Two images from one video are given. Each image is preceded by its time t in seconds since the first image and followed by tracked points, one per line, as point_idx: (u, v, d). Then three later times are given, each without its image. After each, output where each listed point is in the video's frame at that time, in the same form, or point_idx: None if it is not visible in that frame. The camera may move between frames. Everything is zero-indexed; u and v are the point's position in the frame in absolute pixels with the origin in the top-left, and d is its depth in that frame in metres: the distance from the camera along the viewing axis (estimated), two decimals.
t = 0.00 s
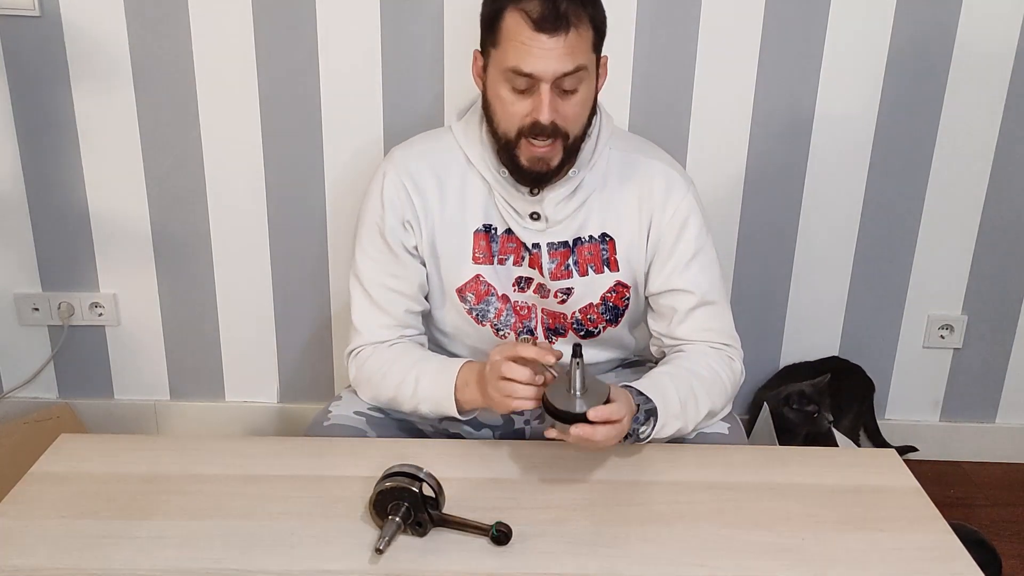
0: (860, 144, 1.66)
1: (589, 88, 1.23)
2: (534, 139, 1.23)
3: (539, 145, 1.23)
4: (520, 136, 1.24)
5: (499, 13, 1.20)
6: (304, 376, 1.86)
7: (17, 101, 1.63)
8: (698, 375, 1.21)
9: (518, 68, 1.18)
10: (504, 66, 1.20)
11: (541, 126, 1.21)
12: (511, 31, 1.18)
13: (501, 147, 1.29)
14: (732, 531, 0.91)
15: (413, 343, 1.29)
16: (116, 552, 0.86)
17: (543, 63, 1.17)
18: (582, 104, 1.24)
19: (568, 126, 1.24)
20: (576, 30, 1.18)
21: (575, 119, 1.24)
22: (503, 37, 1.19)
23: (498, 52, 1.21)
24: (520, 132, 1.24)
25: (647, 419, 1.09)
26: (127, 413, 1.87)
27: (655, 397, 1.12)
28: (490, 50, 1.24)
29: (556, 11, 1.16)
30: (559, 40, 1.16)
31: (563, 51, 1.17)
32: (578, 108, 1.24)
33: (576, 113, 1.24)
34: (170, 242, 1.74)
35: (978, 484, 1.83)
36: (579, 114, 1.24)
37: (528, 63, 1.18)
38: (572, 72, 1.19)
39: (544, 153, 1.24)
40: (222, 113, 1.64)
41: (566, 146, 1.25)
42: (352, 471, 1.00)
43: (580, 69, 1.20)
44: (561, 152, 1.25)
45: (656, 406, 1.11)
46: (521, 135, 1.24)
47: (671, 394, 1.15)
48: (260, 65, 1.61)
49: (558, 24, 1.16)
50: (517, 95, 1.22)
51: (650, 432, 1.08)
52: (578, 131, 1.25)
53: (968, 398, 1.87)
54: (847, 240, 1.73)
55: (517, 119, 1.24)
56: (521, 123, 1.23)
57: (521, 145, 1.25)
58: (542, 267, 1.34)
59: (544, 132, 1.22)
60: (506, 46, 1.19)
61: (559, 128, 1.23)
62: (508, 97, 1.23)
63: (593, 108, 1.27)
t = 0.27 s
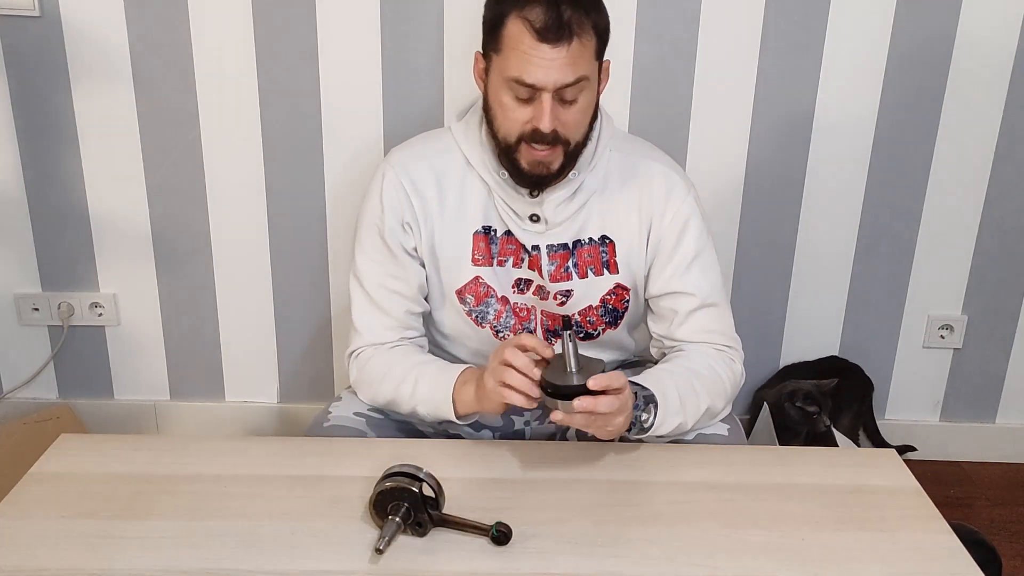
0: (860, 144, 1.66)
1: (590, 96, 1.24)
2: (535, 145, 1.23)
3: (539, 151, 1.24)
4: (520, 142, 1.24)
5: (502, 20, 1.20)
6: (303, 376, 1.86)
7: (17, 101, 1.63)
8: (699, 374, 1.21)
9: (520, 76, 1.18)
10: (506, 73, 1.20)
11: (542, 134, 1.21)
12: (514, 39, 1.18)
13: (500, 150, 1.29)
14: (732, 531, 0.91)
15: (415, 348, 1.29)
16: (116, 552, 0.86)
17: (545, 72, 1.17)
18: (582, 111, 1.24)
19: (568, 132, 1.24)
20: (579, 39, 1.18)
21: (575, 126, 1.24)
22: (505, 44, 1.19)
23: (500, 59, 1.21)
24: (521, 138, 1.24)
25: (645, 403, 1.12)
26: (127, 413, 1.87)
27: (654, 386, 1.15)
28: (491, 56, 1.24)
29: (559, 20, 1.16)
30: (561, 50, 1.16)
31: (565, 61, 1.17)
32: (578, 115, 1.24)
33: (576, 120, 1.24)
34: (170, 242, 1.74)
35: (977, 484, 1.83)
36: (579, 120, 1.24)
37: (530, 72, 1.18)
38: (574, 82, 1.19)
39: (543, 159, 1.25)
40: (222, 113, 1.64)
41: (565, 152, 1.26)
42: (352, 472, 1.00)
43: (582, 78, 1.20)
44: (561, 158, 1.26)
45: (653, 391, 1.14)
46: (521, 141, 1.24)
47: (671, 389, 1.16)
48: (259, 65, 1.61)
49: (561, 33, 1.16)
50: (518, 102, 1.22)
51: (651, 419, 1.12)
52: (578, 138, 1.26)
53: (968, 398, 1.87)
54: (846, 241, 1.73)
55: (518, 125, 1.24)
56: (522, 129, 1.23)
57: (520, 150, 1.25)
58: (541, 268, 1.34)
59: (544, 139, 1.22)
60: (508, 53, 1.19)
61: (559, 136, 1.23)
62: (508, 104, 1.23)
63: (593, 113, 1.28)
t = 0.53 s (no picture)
0: (860, 144, 1.66)
1: (591, 97, 1.24)
2: (536, 145, 1.23)
3: (540, 151, 1.23)
4: (521, 141, 1.24)
5: (507, 18, 1.20)
6: (304, 376, 1.86)
7: (17, 101, 1.63)
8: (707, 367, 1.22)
9: (524, 74, 1.18)
10: (509, 70, 1.20)
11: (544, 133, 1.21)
12: (517, 37, 1.18)
13: (501, 150, 1.28)
14: (732, 531, 0.91)
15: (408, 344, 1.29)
16: (115, 551, 0.86)
17: (549, 70, 1.17)
18: (584, 112, 1.24)
19: (569, 134, 1.24)
20: (583, 40, 1.18)
21: (576, 127, 1.24)
22: (508, 42, 1.19)
23: (503, 56, 1.21)
24: (522, 137, 1.24)
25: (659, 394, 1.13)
26: (127, 413, 1.87)
27: (666, 376, 1.16)
28: (495, 54, 1.23)
29: (565, 19, 1.16)
30: (565, 49, 1.16)
31: (568, 60, 1.17)
32: (579, 116, 1.24)
33: (577, 121, 1.24)
34: (170, 242, 1.74)
35: (977, 484, 1.83)
36: (580, 121, 1.24)
37: (533, 70, 1.17)
38: (576, 82, 1.19)
39: (544, 159, 1.24)
40: (222, 113, 1.64)
41: (566, 153, 1.25)
42: (352, 471, 1.00)
43: (585, 78, 1.20)
44: (561, 159, 1.25)
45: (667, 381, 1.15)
46: (522, 141, 1.24)
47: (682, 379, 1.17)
48: (259, 65, 1.61)
49: (566, 33, 1.16)
50: (520, 101, 1.22)
51: (662, 409, 1.13)
52: (578, 139, 1.25)
53: (968, 398, 1.87)
54: (846, 240, 1.73)
55: (519, 124, 1.23)
56: (523, 129, 1.23)
57: (521, 150, 1.25)
58: (542, 269, 1.34)
59: (546, 139, 1.22)
60: (511, 52, 1.19)
61: (561, 136, 1.23)
62: (510, 102, 1.22)
63: (594, 115, 1.28)
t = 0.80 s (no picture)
0: (860, 143, 1.66)
1: (591, 98, 1.23)
2: (533, 145, 1.23)
3: (536, 151, 1.24)
4: (519, 141, 1.24)
5: (506, 18, 1.20)
6: (304, 376, 1.86)
7: (17, 101, 1.63)
8: (698, 375, 1.21)
9: (522, 75, 1.18)
10: (507, 70, 1.20)
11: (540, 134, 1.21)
12: (516, 37, 1.18)
13: (500, 149, 1.29)
14: (732, 531, 0.91)
15: (404, 335, 1.30)
16: (115, 551, 0.86)
17: (546, 72, 1.17)
18: (582, 113, 1.24)
19: (566, 134, 1.24)
20: (582, 41, 1.17)
21: (574, 127, 1.24)
22: (508, 42, 1.19)
23: (502, 55, 1.21)
24: (519, 136, 1.24)
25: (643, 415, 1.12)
26: (127, 413, 1.87)
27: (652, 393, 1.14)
28: (495, 54, 1.23)
29: (563, 21, 1.16)
30: (563, 51, 1.16)
31: (566, 62, 1.17)
32: (578, 116, 1.24)
33: (575, 122, 1.24)
34: (170, 242, 1.74)
35: (977, 484, 1.83)
36: (578, 122, 1.24)
37: (531, 71, 1.17)
38: (574, 83, 1.19)
39: (540, 159, 1.25)
40: (222, 113, 1.64)
41: (563, 153, 1.26)
42: (352, 471, 1.00)
43: (584, 80, 1.20)
44: (558, 159, 1.26)
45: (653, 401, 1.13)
46: (519, 141, 1.24)
47: (671, 395, 1.16)
48: (259, 65, 1.61)
49: (564, 34, 1.16)
50: (518, 101, 1.22)
51: (645, 429, 1.12)
52: (575, 140, 1.26)
53: (968, 398, 1.87)
54: (846, 240, 1.74)
55: (517, 124, 1.24)
56: (520, 129, 1.23)
57: (518, 150, 1.25)
58: (543, 269, 1.34)
59: (543, 140, 1.22)
60: (510, 52, 1.19)
61: (558, 136, 1.23)
62: (508, 102, 1.23)
63: (594, 115, 1.28)
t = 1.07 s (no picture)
0: (860, 143, 1.66)
1: (591, 99, 1.23)
2: (533, 145, 1.23)
3: (537, 151, 1.24)
4: (518, 142, 1.24)
5: (506, 19, 1.19)
6: (304, 376, 1.86)
7: (17, 101, 1.62)
8: (700, 378, 1.21)
9: (521, 76, 1.18)
10: (507, 72, 1.20)
11: (541, 135, 1.21)
12: (516, 39, 1.17)
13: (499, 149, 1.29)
14: (732, 531, 0.91)
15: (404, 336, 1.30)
16: (115, 551, 0.86)
17: (546, 74, 1.17)
18: (583, 115, 1.23)
19: (567, 135, 1.24)
20: (582, 43, 1.17)
21: (575, 129, 1.24)
22: (507, 44, 1.19)
23: (502, 57, 1.21)
24: (520, 137, 1.24)
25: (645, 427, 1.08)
26: (127, 413, 1.87)
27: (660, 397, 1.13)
28: (494, 55, 1.23)
29: (563, 23, 1.16)
30: (564, 53, 1.16)
31: (566, 64, 1.17)
32: (578, 118, 1.24)
33: (576, 123, 1.24)
34: (169, 242, 1.74)
35: (977, 484, 1.83)
36: (579, 123, 1.24)
37: (531, 73, 1.17)
38: (575, 85, 1.19)
39: (541, 159, 1.25)
40: (222, 113, 1.64)
41: (564, 153, 1.26)
42: (352, 471, 1.00)
43: (584, 82, 1.20)
44: (558, 159, 1.26)
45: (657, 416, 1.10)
46: (519, 141, 1.24)
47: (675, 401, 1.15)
48: (259, 65, 1.61)
49: (564, 36, 1.16)
50: (518, 102, 1.22)
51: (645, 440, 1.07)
52: (576, 141, 1.25)
53: (968, 398, 1.87)
54: (846, 240, 1.73)
55: (517, 125, 1.23)
56: (520, 129, 1.23)
57: (519, 150, 1.25)
58: (540, 269, 1.34)
59: (543, 141, 1.22)
60: (510, 53, 1.19)
61: (559, 137, 1.23)
62: (508, 103, 1.23)
63: (594, 116, 1.27)
